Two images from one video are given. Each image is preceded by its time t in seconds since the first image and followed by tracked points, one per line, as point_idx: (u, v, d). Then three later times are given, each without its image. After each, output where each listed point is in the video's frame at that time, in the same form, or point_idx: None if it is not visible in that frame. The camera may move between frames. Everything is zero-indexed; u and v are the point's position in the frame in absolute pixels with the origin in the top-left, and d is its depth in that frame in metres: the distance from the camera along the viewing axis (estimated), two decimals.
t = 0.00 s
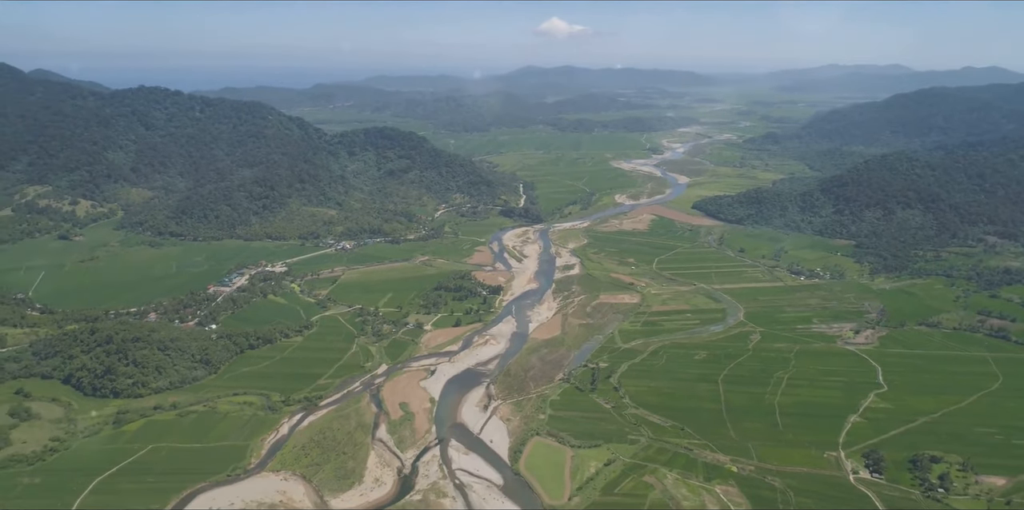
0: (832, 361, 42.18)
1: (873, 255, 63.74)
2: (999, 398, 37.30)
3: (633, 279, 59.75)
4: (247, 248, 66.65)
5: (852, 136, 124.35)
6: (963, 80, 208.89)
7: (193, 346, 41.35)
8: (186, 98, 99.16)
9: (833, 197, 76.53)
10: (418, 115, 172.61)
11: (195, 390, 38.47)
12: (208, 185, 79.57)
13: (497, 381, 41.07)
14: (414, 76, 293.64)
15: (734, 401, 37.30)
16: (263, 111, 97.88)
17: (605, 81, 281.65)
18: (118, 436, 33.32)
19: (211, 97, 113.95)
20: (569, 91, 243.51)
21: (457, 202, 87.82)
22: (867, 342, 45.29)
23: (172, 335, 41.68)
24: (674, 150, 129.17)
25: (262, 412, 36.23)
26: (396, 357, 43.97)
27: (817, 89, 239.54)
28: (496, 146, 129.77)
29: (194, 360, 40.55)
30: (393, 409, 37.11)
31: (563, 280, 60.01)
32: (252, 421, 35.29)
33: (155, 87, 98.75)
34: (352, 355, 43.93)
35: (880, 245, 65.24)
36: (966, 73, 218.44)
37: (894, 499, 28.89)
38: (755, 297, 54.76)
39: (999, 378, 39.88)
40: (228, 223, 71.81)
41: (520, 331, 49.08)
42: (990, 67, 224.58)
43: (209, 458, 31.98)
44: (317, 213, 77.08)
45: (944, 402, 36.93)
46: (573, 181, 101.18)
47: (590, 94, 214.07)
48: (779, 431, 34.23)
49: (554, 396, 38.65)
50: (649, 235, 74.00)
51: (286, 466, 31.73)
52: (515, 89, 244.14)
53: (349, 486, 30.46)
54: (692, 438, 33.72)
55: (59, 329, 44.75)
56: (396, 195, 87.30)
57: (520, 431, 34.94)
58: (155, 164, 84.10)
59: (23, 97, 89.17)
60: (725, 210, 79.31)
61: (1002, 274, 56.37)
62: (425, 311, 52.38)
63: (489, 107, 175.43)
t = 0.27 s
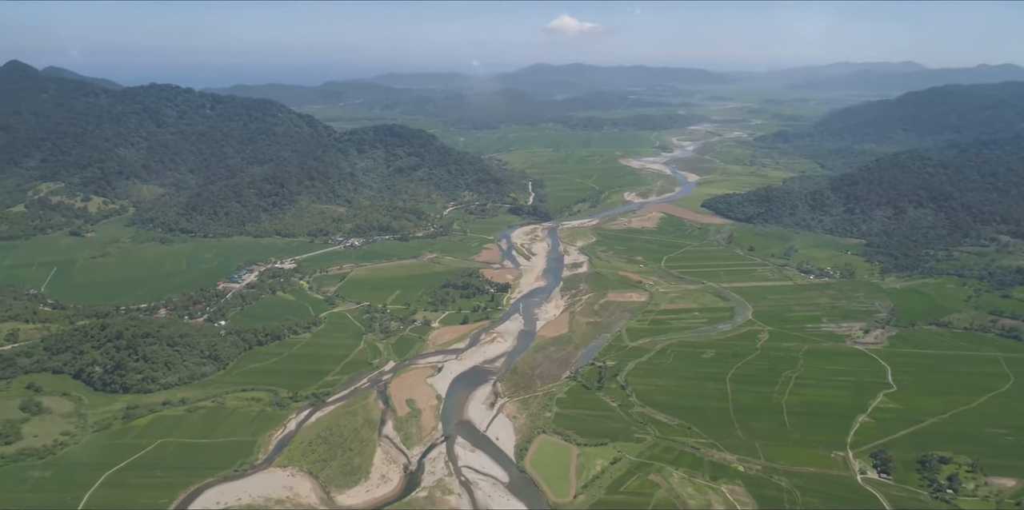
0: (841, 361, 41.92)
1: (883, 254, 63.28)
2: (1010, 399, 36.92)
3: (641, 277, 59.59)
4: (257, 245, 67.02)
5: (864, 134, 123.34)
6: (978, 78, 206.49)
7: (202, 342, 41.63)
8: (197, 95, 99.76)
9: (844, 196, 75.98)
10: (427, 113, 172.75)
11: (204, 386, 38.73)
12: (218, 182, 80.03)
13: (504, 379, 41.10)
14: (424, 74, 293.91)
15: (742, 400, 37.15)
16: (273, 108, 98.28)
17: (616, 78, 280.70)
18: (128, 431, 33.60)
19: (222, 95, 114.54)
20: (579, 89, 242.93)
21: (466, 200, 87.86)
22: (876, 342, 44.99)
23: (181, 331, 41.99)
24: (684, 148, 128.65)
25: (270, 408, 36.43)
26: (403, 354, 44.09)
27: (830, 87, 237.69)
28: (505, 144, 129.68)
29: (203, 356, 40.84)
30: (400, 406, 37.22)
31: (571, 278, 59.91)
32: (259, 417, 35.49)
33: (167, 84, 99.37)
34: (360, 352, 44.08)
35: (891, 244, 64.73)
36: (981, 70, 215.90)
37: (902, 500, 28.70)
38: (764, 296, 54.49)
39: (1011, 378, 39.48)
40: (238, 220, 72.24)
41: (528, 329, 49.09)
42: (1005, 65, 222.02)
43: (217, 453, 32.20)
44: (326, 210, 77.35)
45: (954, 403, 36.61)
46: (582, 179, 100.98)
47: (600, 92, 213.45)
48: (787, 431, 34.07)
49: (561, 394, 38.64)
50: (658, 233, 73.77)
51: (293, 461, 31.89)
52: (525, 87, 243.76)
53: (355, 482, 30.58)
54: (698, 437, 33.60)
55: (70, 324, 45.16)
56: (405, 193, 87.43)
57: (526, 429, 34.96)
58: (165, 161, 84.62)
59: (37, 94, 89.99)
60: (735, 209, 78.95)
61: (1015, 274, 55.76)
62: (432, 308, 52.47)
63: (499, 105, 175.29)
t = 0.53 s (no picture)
0: (849, 360, 41.65)
1: (894, 253, 62.81)
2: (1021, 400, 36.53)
3: (649, 275, 59.42)
4: (266, 241, 67.38)
5: (876, 132, 122.27)
6: (994, 75, 204.00)
7: (212, 337, 41.92)
8: (208, 92, 100.35)
9: (856, 194, 75.37)
10: (437, 110, 172.87)
11: (213, 381, 39.01)
12: (229, 179, 80.48)
13: (511, 376, 41.14)
14: (435, 71, 294.09)
15: (749, 399, 36.99)
16: (284, 105, 98.66)
17: (626, 76, 279.77)
18: (137, 425, 33.91)
19: (233, 92, 115.12)
20: (589, 86, 242.25)
21: (475, 197, 87.87)
22: (886, 341, 44.68)
23: (191, 326, 42.30)
24: (694, 146, 128.08)
25: (278, 404, 36.64)
26: (411, 351, 44.22)
27: (842, 84, 235.80)
28: (515, 142, 129.59)
29: (212, 352, 41.11)
30: (407, 402, 37.34)
31: (579, 276, 59.82)
32: (267, 413, 35.70)
33: (179, 81, 100.02)
34: (368, 348, 44.24)
35: (903, 243, 64.18)
36: (997, 67, 213.23)
37: (910, 500, 28.50)
38: (773, 295, 54.21)
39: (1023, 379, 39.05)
40: (248, 216, 72.66)
41: (535, 326, 49.10)
42: (1021, 62, 219.42)
43: (225, 447, 32.43)
44: (335, 206, 77.58)
45: (964, 403, 36.29)
46: (591, 176, 100.77)
47: (610, 89, 212.81)
48: (794, 430, 33.90)
49: (567, 391, 38.63)
50: (667, 231, 73.52)
51: (300, 457, 32.07)
52: (536, 84, 243.38)
53: (362, 478, 30.71)
54: (705, 436, 33.50)
55: (82, 319, 45.57)
56: (414, 190, 87.56)
57: (533, 426, 34.98)
58: (177, 158, 85.17)
59: (51, 91, 90.84)
60: (745, 207, 78.60)
61: None
62: (440, 305, 52.57)
63: (509, 102, 175.12)
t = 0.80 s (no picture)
0: (859, 359, 41.35)
1: (906, 252, 62.28)
2: None
3: (658, 273, 59.23)
4: (276, 238, 67.72)
5: (889, 130, 121.14)
6: (1011, 73, 201.32)
7: (221, 333, 42.19)
8: (220, 89, 100.96)
9: (867, 192, 74.75)
10: (448, 107, 172.96)
11: (221, 376, 39.28)
12: (239, 175, 80.91)
13: (518, 373, 41.15)
14: (446, 68, 294.31)
15: (757, 398, 36.82)
16: (295, 102, 99.07)
17: (638, 73, 278.73)
18: (146, 420, 34.20)
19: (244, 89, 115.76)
20: (600, 83, 241.52)
21: (484, 194, 87.85)
22: (896, 341, 44.33)
23: (200, 322, 42.60)
24: (704, 143, 127.49)
25: (286, 400, 36.83)
26: (418, 347, 44.33)
27: (856, 82, 233.78)
28: (525, 139, 129.46)
29: (221, 347, 41.38)
30: (414, 399, 37.43)
31: (588, 273, 59.72)
32: (275, 408, 35.90)
33: (190, 78, 100.66)
34: (376, 344, 44.39)
35: (915, 242, 63.61)
36: (1014, 65, 210.40)
37: (918, 501, 28.29)
38: (782, 293, 53.90)
39: None
40: (259, 212, 73.05)
41: (543, 324, 49.09)
42: None
43: (234, 442, 32.65)
44: (345, 203, 77.80)
45: (975, 404, 35.94)
46: (601, 174, 100.52)
47: (621, 87, 212.07)
48: (802, 430, 33.72)
49: (574, 389, 38.59)
50: (677, 229, 73.24)
51: (307, 452, 32.24)
52: (547, 81, 242.95)
53: (368, 474, 30.84)
54: (712, 435, 33.38)
55: (93, 314, 46.01)
56: (423, 187, 87.66)
57: (539, 424, 34.98)
58: (188, 154, 85.72)
59: (64, 88, 91.74)
60: (755, 205, 78.23)
61: None
62: (448, 302, 52.64)
63: (519, 99, 174.92)
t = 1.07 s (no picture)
0: (868, 358, 41.10)
1: (917, 251, 61.78)
2: None
3: (666, 271, 59.05)
4: (285, 234, 68.03)
5: (901, 128, 120.05)
6: None
7: (230, 329, 42.43)
8: (230, 86, 101.48)
9: (878, 190, 74.16)
10: (457, 104, 173.03)
11: (230, 372, 39.53)
12: (249, 172, 81.29)
13: (524, 371, 41.19)
14: (456, 66, 294.30)
15: (764, 397, 36.69)
16: (304, 99, 99.45)
17: (648, 70, 277.57)
18: (155, 415, 34.44)
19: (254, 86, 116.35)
20: (610, 81, 240.73)
21: (493, 192, 87.80)
22: (906, 340, 44.00)
23: (209, 318, 42.87)
24: (714, 141, 126.89)
25: (293, 396, 37.01)
26: (425, 344, 44.44)
27: (868, 79, 231.85)
28: (534, 136, 129.27)
29: (230, 343, 41.63)
30: (421, 395, 37.52)
31: (596, 271, 59.64)
32: (282, 404, 36.10)
33: (201, 75, 101.20)
34: (383, 341, 44.54)
35: (926, 241, 63.06)
36: None
37: (925, 502, 28.13)
38: (791, 292, 53.59)
39: None
40: (268, 209, 73.36)
41: (550, 321, 49.08)
42: None
43: (241, 438, 32.84)
44: (354, 200, 78.00)
45: (985, 404, 35.63)
46: (610, 172, 100.24)
47: (631, 84, 211.28)
48: (809, 428, 33.56)
49: (581, 386, 38.58)
50: (686, 227, 72.99)
51: (314, 448, 32.39)
52: (556, 78, 242.41)
53: (374, 470, 30.96)
54: (719, 434, 33.29)
55: (104, 310, 46.38)
56: (431, 184, 87.72)
57: (545, 421, 35.01)
58: (198, 151, 86.21)
59: (76, 85, 92.52)
60: (764, 203, 77.99)
61: None
62: (456, 299, 52.72)
63: (528, 97, 174.64)
